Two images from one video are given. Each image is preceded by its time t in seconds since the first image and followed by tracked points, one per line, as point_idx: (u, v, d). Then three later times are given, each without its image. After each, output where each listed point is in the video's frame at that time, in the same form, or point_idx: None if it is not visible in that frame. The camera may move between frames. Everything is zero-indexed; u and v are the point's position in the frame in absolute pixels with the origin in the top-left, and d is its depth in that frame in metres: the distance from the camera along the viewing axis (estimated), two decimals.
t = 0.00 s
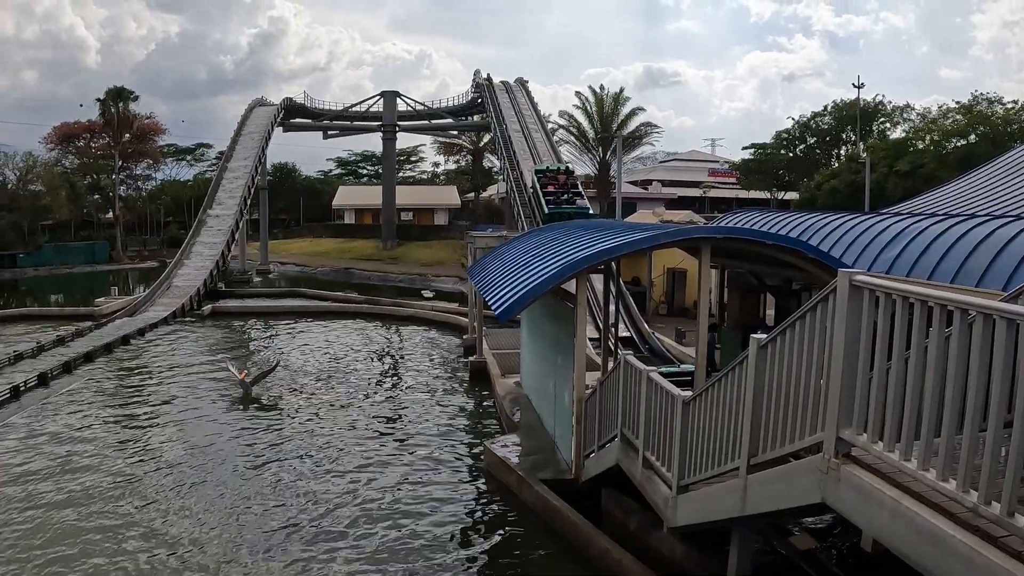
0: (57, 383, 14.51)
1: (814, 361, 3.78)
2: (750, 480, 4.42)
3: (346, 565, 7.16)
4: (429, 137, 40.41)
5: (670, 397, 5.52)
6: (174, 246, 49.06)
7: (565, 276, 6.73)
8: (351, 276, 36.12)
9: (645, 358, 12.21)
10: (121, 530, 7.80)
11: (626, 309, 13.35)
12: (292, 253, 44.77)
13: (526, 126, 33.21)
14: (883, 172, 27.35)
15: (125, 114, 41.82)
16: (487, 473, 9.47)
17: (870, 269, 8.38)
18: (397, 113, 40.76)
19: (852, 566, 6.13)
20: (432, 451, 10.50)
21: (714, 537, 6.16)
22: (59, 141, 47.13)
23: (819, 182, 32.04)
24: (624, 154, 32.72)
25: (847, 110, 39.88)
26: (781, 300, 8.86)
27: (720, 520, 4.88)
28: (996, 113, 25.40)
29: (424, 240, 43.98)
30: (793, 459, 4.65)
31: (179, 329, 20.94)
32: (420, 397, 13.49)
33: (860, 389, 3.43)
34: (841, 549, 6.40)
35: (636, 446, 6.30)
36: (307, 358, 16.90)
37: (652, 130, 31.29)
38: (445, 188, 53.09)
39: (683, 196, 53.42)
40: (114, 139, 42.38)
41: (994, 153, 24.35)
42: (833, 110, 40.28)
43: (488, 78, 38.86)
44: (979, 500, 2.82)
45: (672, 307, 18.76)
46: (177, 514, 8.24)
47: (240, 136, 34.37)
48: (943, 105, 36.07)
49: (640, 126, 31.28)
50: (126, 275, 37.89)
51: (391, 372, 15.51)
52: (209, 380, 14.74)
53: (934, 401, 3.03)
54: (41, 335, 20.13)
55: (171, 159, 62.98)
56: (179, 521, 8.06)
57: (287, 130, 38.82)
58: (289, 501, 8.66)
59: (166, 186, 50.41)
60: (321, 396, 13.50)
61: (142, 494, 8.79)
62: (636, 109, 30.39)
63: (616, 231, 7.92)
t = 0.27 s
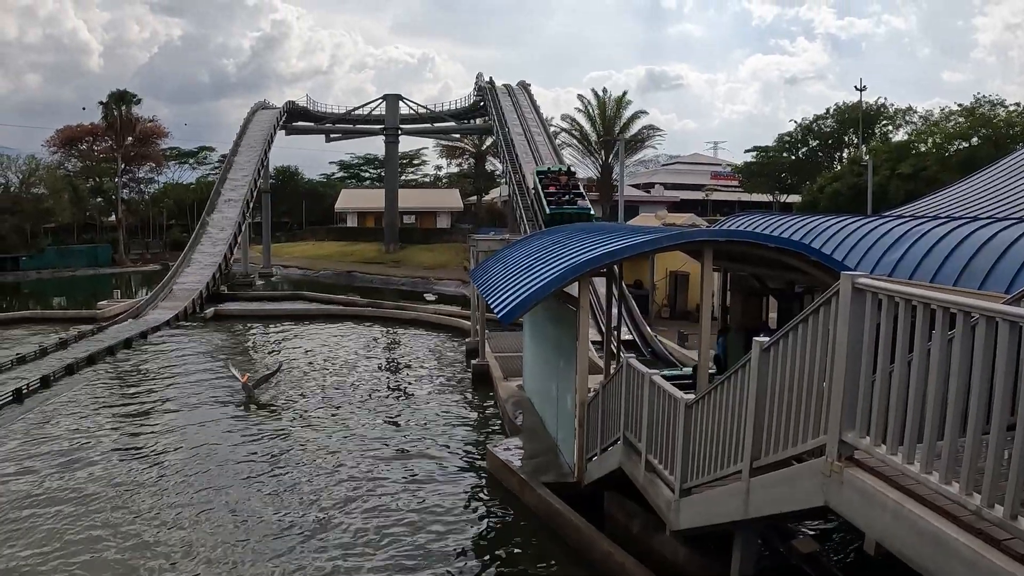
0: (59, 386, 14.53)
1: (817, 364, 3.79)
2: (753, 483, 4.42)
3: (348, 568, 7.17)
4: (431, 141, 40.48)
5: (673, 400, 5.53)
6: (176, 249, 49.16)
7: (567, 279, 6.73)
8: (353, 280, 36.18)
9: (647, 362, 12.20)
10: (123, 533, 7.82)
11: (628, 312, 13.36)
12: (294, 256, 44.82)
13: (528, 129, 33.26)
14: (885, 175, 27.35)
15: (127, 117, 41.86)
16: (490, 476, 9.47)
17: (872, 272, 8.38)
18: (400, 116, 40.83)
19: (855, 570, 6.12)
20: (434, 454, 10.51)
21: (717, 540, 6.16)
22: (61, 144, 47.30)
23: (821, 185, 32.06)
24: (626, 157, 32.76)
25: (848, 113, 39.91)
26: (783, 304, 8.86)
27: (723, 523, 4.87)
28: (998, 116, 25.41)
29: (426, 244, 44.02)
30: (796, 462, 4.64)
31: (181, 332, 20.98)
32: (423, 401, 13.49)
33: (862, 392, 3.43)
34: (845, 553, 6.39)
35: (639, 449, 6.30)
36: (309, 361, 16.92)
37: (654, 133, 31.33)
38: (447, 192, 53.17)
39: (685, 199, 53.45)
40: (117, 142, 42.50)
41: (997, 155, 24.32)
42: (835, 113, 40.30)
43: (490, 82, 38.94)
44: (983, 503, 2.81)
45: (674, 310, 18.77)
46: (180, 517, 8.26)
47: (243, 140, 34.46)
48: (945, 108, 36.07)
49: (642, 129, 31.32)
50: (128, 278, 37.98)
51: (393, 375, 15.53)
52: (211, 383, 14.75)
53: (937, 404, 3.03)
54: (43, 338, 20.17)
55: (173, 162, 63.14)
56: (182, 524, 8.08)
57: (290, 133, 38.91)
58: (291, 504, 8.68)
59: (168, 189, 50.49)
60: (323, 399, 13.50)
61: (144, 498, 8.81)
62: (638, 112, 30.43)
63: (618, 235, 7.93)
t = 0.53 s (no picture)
0: (61, 389, 14.55)
1: (819, 367, 3.79)
2: (755, 486, 4.42)
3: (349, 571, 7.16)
4: (434, 143, 40.55)
5: (675, 403, 5.53)
6: (178, 252, 49.27)
7: (569, 282, 6.74)
8: (355, 282, 36.21)
9: (650, 365, 12.19)
10: (125, 536, 7.83)
11: (631, 315, 13.35)
12: (297, 259, 44.89)
13: (530, 132, 33.30)
14: (888, 177, 27.34)
15: (130, 119, 41.89)
16: (492, 479, 9.46)
17: (874, 274, 8.37)
18: (402, 119, 40.89)
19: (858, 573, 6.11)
20: (436, 457, 10.51)
21: (720, 543, 6.15)
22: (64, 146, 47.46)
23: (823, 188, 32.06)
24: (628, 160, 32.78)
25: (851, 115, 39.92)
26: (785, 306, 8.86)
27: (725, 526, 4.87)
28: (1000, 118, 25.41)
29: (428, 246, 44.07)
30: (798, 465, 4.64)
31: (184, 335, 21.01)
32: (425, 403, 13.50)
33: (864, 395, 3.43)
34: (847, 555, 6.38)
35: (641, 452, 6.30)
36: (312, 363, 16.93)
37: (656, 136, 31.35)
38: (449, 195, 53.24)
39: (688, 202, 53.46)
40: (119, 145, 42.59)
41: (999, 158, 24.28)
42: (837, 115, 40.33)
43: (492, 85, 39.00)
44: (985, 505, 2.81)
45: (677, 313, 18.78)
46: (182, 520, 8.27)
47: (245, 142, 34.52)
48: (947, 111, 36.08)
49: (645, 132, 31.34)
50: (130, 280, 38.08)
51: (396, 378, 15.55)
52: (213, 386, 14.77)
53: (939, 406, 3.02)
54: (46, 340, 20.20)
55: (175, 165, 63.29)
56: (184, 526, 8.09)
57: (292, 136, 38.98)
58: (293, 507, 8.68)
59: (171, 192, 50.58)
60: (326, 402, 13.52)
61: (146, 500, 8.82)
62: (640, 115, 30.46)
63: (621, 238, 7.93)
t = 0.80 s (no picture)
0: (64, 391, 14.58)
1: (822, 369, 3.79)
2: (758, 489, 4.41)
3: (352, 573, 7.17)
4: (436, 146, 40.61)
5: (678, 406, 5.53)
6: (181, 255, 49.36)
7: (571, 285, 6.75)
8: (358, 285, 36.24)
9: (652, 368, 12.20)
10: (128, 538, 7.85)
11: (633, 318, 13.35)
12: (299, 262, 44.93)
13: (533, 135, 33.34)
14: (891, 180, 27.31)
15: (133, 122, 41.95)
16: (495, 482, 9.46)
17: (877, 277, 8.37)
18: (405, 122, 40.96)
19: None
20: (439, 460, 10.50)
21: (723, 546, 6.13)
22: (66, 149, 47.72)
23: (826, 191, 32.04)
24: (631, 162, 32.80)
25: (853, 118, 39.91)
26: (788, 309, 8.86)
27: (728, 528, 4.86)
28: (1002, 121, 25.38)
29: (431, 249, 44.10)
30: (801, 467, 4.64)
31: (186, 338, 21.03)
32: (428, 406, 13.50)
33: (867, 398, 3.44)
34: (851, 558, 6.36)
35: (644, 455, 6.30)
36: (314, 367, 16.94)
37: (659, 139, 31.36)
38: (452, 198, 53.30)
39: (690, 204, 53.44)
40: (122, 148, 42.71)
41: (1002, 160, 24.24)
42: (839, 118, 40.32)
43: (495, 87, 39.07)
44: (988, 508, 2.81)
45: (679, 316, 18.78)
46: (184, 522, 8.28)
47: (248, 145, 34.60)
48: (950, 113, 36.03)
49: (647, 134, 31.35)
50: (133, 283, 38.16)
51: (399, 381, 15.56)
52: (216, 389, 14.78)
53: (942, 409, 3.03)
54: (48, 343, 20.24)
55: (178, 167, 63.40)
56: (186, 529, 8.11)
57: (295, 139, 39.08)
58: (295, 510, 8.69)
59: (173, 195, 50.69)
60: (328, 405, 13.51)
61: (149, 503, 8.84)
62: (642, 118, 30.48)
63: (623, 240, 7.94)
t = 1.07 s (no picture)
0: (66, 393, 14.62)
1: (825, 372, 3.78)
2: (761, 492, 4.41)
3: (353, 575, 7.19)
4: (438, 149, 40.67)
5: (681, 409, 5.53)
6: (184, 257, 49.48)
7: (574, 288, 6.75)
8: (360, 288, 36.28)
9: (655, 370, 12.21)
10: (131, 540, 7.88)
11: (635, 321, 13.37)
12: (302, 264, 44.97)
13: (535, 138, 33.36)
14: (893, 183, 27.28)
15: (136, 125, 42.07)
16: (498, 485, 9.46)
17: (880, 280, 8.37)
18: (407, 125, 41.03)
19: None
20: (441, 464, 10.50)
21: (727, 549, 6.11)
22: (69, 152, 47.89)
23: (828, 194, 32.00)
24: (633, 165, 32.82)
25: (856, 120, 39.87)
26: (790, 312, 8.85)
27: (732, 532, 4.85)
28: (1005, 123, 25.33)
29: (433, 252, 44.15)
30: (805, 470, 4.63)
31: (189, 340, 21.06)
32: (430, 409, 13.51)
33: (871, 400, 3.44)
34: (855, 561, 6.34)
35: (647, 458, 6.29)
36: (317, 369, 16.96)
37: (661, 142, 31.38)
38: (454, 200, 53.36)
39: (692, 207, 53.39)
40: (125, 151, 42.83)
41: (1005, 163, 24.19)
42: (842, 120, 40.29)
43: (497, 91, 39.14)
44: (992, 511, 2.81)
45: (682, 319, 18.77)
46: (186, 524, 8.30)
47: (251, 148, 34.70)
48: (952, 116, 35.97)
49: (649, 137, 31.37)
50: (136, 285, 38.27)
51: (401, 383, 15.57)
52: (218, 391, 14.82)
53: (945, 412, 3.02)
54: (51, 345, 20.32)
55: (181, 170, 63.54)
56: (188, 532, 8.12)
57: (298, 142, 39.17)
58: (297, 513, 8.69)
59: (176, 198, 50.83)
60: (330, 408, 13.53)
61: (151, 505, 8.85)
62: (645, 120, 30.50)
63: (626, 243, 7.94)
